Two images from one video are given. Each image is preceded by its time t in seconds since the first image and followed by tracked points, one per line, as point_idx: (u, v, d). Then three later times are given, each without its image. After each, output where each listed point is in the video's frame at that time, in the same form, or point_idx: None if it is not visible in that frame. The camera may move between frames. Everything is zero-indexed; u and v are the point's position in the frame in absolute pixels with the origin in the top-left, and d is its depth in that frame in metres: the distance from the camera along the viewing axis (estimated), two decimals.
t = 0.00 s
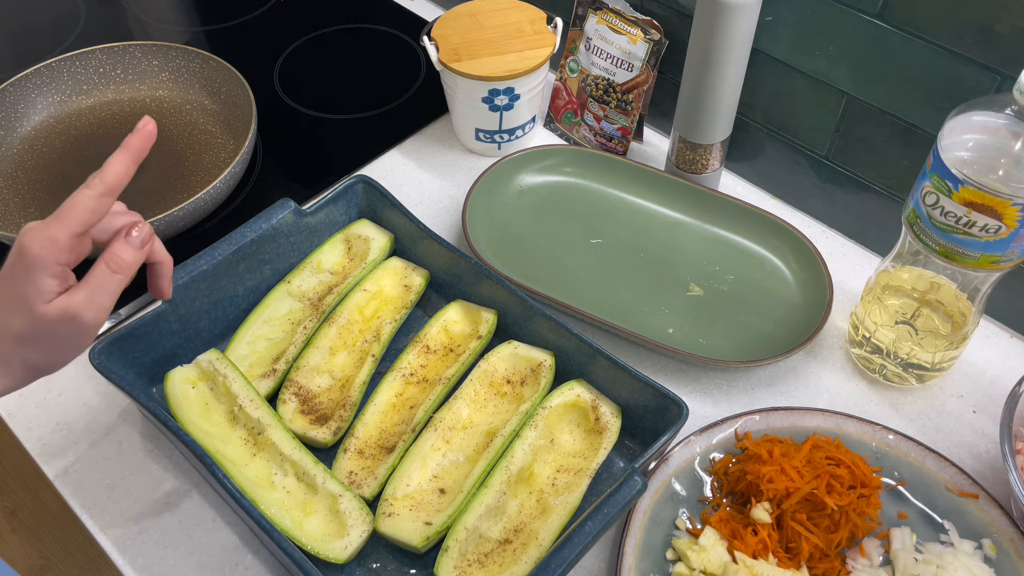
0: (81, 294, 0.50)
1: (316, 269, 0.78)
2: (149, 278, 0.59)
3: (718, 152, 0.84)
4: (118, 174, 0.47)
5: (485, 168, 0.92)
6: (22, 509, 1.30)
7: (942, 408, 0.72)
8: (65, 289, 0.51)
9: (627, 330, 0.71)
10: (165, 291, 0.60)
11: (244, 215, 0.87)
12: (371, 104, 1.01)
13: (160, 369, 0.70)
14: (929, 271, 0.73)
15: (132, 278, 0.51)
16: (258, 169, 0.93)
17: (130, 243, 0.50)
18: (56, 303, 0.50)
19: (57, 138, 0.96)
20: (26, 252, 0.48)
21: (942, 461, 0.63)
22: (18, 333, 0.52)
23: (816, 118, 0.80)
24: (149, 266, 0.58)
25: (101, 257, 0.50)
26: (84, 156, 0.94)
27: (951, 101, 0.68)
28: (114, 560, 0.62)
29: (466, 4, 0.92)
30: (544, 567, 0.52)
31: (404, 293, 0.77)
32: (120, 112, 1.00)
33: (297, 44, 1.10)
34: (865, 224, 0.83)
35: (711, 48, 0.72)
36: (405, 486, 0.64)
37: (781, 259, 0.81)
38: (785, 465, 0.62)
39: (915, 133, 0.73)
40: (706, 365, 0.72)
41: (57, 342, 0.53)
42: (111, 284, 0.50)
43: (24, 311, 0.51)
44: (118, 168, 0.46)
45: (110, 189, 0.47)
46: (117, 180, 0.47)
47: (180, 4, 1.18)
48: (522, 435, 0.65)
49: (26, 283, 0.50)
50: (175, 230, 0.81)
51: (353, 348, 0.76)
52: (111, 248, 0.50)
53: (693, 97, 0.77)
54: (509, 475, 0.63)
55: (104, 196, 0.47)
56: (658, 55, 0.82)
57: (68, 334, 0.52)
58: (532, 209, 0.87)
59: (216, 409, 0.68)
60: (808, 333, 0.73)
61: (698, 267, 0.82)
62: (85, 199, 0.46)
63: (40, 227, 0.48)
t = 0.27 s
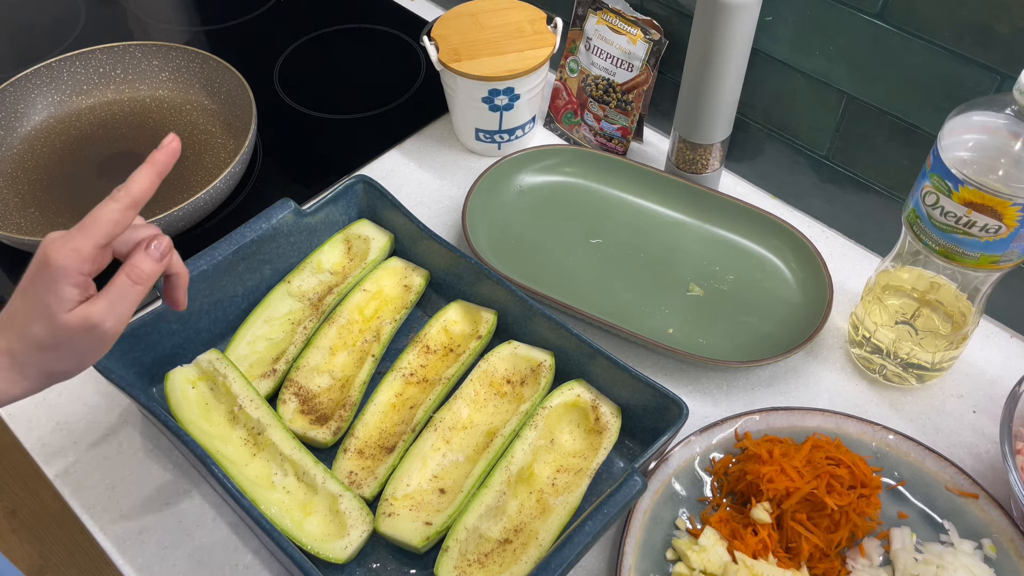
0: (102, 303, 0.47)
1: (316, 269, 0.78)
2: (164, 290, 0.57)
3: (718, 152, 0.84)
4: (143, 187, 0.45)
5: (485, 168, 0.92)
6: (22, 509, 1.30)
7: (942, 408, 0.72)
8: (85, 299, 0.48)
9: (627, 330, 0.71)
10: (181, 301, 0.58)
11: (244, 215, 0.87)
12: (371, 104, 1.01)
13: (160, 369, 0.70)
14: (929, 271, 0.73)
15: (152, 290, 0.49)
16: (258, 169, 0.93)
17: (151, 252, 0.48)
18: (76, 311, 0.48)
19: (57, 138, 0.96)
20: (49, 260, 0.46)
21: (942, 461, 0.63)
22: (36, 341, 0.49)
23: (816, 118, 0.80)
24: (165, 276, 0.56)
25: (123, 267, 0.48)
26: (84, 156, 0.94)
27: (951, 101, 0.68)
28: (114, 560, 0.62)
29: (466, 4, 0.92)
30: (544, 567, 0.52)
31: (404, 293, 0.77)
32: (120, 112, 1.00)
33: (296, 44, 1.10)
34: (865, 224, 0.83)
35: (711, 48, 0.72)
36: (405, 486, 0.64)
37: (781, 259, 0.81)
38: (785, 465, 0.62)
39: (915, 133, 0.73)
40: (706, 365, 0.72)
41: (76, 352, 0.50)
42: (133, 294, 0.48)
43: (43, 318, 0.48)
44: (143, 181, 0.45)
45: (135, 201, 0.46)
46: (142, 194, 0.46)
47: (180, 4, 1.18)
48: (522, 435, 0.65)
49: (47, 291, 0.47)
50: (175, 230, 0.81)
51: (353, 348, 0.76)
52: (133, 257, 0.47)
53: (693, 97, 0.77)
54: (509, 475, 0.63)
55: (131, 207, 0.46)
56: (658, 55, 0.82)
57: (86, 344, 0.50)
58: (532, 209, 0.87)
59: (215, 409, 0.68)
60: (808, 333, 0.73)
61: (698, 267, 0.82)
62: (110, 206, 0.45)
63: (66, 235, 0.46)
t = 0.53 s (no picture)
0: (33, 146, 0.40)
1: (316, 269, 0.78)
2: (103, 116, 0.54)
3: (718, 152, 0.84)
4: None
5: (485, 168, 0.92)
6: (22, 509, 1.30)
7: (942, 408, 0.72)
8: None
9: (627, 330, 0.71)
10: (123, 128, 0.56)
11: (244, 215, 0.87)
12: (371, 104, 1.01)
13: (160, 369, 0.70)
14: (928, 271, 0.73)
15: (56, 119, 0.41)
16: (258, 169, 0.93)
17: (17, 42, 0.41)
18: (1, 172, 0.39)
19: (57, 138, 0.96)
20: None
21: (942, 461, 0.63)
22: None
23: (816, 118, 0.80)
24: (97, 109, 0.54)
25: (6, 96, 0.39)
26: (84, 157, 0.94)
27: (951, 100, 0.68)
28: (114, 560, 0.62)
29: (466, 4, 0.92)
30: (544, 567, 0.52)
31: (404, 293, 0.77)
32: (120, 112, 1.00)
33: (297, 44, 1.10)
34: (865, 224, 0.83)
35: (711, 48, 0.72)
36: (405, 486, 0.64)
37: (781, 259, 0.81)
38: (785, 465, 0.62)
39: (915, 133, 0.73)
40: (706, 365, 0.72)
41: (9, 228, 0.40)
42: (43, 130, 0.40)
43: None
44: None
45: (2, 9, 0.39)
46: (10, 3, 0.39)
47: (180, 4, 1.18)
48: (522, 435, 0.65)
49: None
50: (175, 230, 0.81)
51: (353, 348, 0.76)
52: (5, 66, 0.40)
53: (693, 97, 0.77)
54: (509, 475, 0.63)
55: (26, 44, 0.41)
56: (658, 55, 0.82)
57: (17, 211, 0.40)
58: (532, 209, 0.87)
59: (215, 409, 0.68)
60: (808, 333, 0.73)
61: (698, 267, 0.82)
62: None
63: None
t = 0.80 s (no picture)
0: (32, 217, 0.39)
1: (316, 269, 0.78)
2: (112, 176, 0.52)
3: (718, 152, 0.84)
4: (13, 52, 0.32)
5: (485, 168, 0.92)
6: (22, 509, 1.30)
7: (942, 408, 0.72)
8: None
9: (628, 330, 0.71)
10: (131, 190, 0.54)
11: (244, 215, 0.87)
12: (371, 104, 1.01)
13: (160, 369, 0.70)
14: (928, 271, 0.73)
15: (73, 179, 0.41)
16: (258, 169, 0.93)
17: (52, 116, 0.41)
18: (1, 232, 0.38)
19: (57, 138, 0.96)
20: None
21: (942, 461, 0.63)
22: None
23: (816, 118, 0.80)
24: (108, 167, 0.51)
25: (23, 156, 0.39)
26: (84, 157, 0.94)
27: (951, 101, 0.68)
28: (114, 560, 0.62)
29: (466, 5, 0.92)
30: (544, 567, 0.52)
31: (404, 293, 0.77)
32: (120, 112, 1.00)
33: (296, 44, 1.10)
34: (865, 224, 0.83)
35: (711, 48, 0.72)
36: (405, 486, 0.64)
37: (782, 259, 0.81)
38: (785, 465, 0.62)
39: (915, 133, 0.73)
40: (706, 365, 0.72)
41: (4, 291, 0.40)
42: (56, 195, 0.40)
43: None
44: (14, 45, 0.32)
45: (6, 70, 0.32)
46: (18, 69, 0.33)
47: (180, 4, 1.18)
48: (522, 435, 0.65)
49: None
50: (175, 230, 0.81)
51: (353, 348, 0.76)
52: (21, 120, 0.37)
53: (693, 97, 0.77)
54: (509, 475, 0.63)
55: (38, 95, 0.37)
56: (658, 55, 0.82)
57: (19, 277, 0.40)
58: (532, 209, 0.87)
59: (215, 409, 0.68)
60: (808, 333, 0.73)
61: (699, 267, 0.82)
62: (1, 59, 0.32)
63: None
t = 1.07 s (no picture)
0: (127, 293, 0.46)
1: (316, 269, 0.78)
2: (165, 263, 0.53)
3: (718, 152, 0.84)
4: (184, 163, 0.49)
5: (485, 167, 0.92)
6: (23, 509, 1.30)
7: (942, 408, 0.72)
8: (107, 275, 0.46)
9: (628, 330, 0.71)
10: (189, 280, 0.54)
11: (244, 215, 0.87)
12: (371, 104, 1.01)
13: (160, 369, 0.70)
14: (928, 271, 0.73)
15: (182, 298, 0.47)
16: (258, 169, 0.93)
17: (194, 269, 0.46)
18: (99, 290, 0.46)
19: (57, 138, 0.96)
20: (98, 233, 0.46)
21: (942, 461, 0.63)
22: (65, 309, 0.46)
23: (817, 118, 0.80)
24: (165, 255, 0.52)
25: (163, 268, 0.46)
26: (84, 157, 0.94)
27: (951, 101, 0.68)
28: (114, 560, 0.62)
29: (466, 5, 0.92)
30: (544, 567, 0.52)
31: (404, 293, 0.77)
32: (120, 112, 1.00)
33: (296, 44, 1.10)
34: (865, 224, 0.83)
35: (711, 48, 0.72)
36: (405, 486, 0.64)
37: (782, 259, 0.81)
38: (785, 465, 0.62)
39: (915, 133, 0.73)
40: (706, 365, 0.72)
41: (91, 335, 0.47)
42: (159, 298, 0.46)
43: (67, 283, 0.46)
44: (186, 156, 0.49)
45: (177, 169, 0.48)
46: (183, 169, 0.49)
47: (180, 4, 1.18)
48: (522, 435, 0.65)
49: (87, 257, 0.46)
50: (175, 230, 0.81)
51: (353, 348, 0.76)
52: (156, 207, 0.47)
53: (693, 97, 0.77)
54: (509, 475, 0.63)
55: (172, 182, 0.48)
56: (658, 55, 0.82)
57: (100, 330, 0.47)
58: (532, 209, 0.87)
59: (215, 409, 0.68)
60: (808, 333, 0.73)
61: (698, 267, 0.82)
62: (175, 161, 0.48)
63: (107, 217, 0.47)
